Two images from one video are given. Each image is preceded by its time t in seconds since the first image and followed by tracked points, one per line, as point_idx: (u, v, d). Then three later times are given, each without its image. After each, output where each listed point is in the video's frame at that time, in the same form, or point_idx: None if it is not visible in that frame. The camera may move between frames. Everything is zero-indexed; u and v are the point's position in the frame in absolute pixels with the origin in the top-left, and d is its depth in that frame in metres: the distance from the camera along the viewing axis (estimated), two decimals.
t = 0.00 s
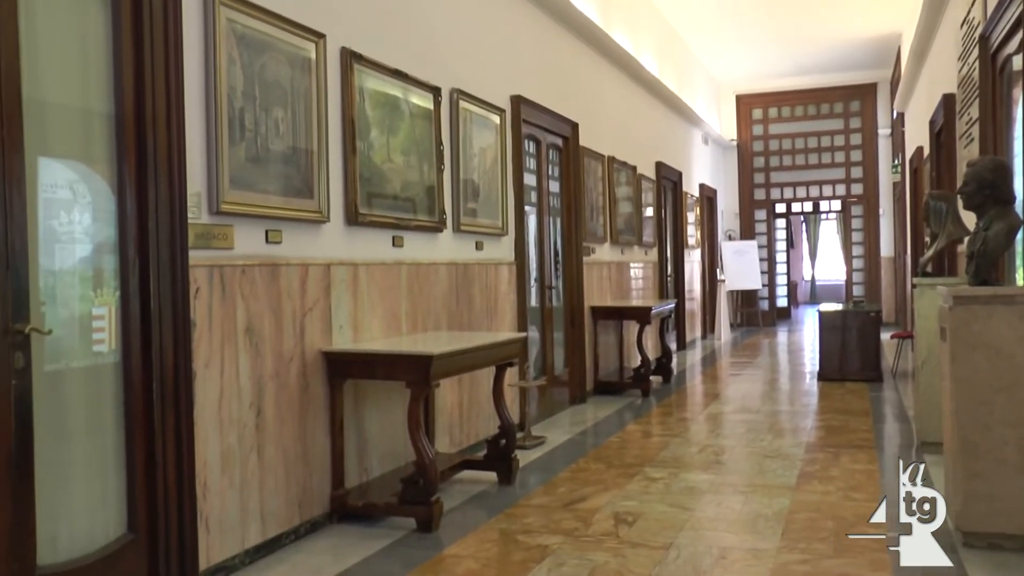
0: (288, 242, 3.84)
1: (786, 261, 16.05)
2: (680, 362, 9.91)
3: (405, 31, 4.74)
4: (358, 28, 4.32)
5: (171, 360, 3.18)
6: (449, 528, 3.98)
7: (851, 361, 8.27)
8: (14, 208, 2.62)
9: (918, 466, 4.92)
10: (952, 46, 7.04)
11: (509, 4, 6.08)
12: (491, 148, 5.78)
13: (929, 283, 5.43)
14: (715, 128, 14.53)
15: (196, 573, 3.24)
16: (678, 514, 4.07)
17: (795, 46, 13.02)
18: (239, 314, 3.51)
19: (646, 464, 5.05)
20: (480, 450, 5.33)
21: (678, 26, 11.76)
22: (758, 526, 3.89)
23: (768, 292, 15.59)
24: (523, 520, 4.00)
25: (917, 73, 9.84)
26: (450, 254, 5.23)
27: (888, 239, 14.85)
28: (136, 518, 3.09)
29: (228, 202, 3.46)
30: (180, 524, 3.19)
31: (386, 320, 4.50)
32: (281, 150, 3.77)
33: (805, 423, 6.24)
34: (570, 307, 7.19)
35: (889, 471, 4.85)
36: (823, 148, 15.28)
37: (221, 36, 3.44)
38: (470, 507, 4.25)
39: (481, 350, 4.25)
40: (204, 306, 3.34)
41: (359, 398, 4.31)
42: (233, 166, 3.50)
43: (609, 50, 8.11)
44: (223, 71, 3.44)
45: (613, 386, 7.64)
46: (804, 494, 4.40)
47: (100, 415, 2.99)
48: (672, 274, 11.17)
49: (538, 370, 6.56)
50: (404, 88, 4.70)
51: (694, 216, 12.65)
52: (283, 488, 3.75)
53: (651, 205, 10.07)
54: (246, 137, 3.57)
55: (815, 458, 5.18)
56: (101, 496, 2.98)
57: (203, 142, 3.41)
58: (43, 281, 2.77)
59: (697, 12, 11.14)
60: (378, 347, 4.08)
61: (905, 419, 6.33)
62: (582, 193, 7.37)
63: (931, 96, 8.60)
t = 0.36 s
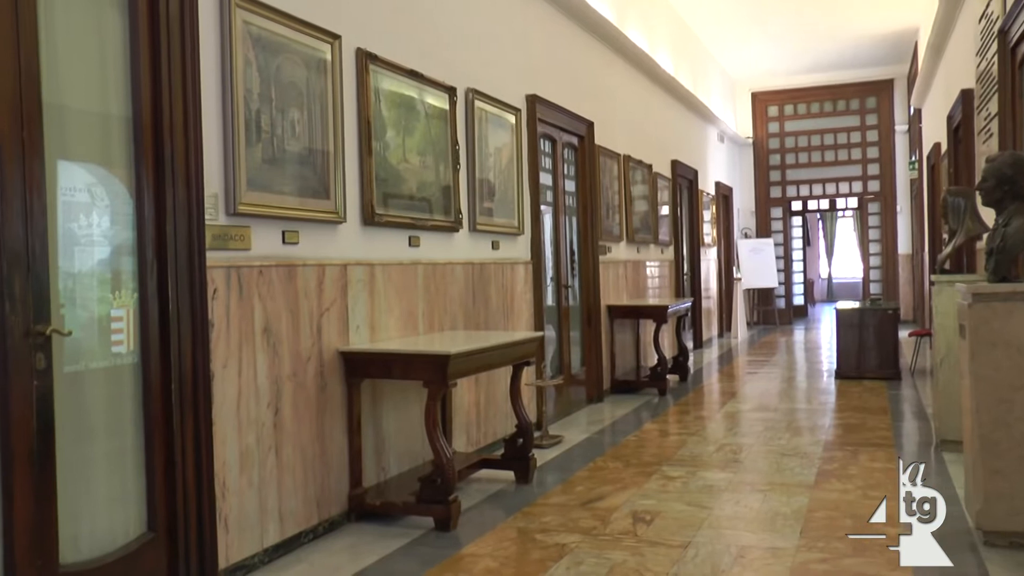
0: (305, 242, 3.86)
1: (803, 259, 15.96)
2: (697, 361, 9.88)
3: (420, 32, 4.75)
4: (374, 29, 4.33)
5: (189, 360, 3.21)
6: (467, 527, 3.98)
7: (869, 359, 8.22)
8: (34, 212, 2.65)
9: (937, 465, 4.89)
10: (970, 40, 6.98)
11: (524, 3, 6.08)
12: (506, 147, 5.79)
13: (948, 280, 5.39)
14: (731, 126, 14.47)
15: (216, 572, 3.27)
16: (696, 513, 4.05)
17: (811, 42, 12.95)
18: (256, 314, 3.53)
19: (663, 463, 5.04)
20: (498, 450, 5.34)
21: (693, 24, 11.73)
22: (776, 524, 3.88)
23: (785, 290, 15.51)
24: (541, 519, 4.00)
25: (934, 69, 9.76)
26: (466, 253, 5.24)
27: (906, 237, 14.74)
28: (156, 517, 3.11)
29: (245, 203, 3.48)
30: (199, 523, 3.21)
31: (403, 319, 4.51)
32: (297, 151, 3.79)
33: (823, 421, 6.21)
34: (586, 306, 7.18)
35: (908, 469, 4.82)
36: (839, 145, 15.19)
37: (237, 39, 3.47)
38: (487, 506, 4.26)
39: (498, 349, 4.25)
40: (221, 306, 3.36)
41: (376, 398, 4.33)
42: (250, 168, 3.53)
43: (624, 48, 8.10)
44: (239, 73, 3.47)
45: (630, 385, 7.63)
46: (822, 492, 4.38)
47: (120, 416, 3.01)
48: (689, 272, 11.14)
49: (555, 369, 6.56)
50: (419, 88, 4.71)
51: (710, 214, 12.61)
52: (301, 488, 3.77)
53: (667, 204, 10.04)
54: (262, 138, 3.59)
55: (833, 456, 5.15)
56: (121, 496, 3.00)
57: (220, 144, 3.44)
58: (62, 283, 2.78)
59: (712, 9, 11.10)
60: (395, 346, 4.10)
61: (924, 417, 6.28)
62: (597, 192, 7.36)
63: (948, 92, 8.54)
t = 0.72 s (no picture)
0: (320, 241, 3.87)
1: (817, 257, 15.89)
2: (711, 359, 9.86)
3: (435, 31, 4.76)
4: (388, 28, 4.34)
5: (205, 359, 3.23)
6: (482, 526, 3.99)
7: (884, 357, 8.17)
8: (52, 211, 2.67)
9: (953, 464, 4.86)
10: (987, 36, 6.92)
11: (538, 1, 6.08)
12: (520, 146, 5.79)
13: (965, 277, 5.35)
14: (745, 124, 14.42)
15: (232, 569, 3.29)
16: (711, 512, 4.04)
17: (825, 39, 12.88)
18: (271, 313, 3.55)
19: (678, 461, 5.03)
20: (512, 448, 5.34)
21: (707, 21, 11.69)
22: (792, 523, 3.86)
23: (799, 288, 15.45)
24: (555, 518, 4.00)
25: (950, 65, 9.69)
26: (480, 252, 5.24)
27: (921, 234, 14.65)
28: (173, 515, 3.13)
29: (260, 203, 3.50)
30: (214, 521, 3.23)
31: (417, 318, 4.52)
32: (312, 151, 3.80)
33: (838, 420, 6.18)
34: (601, 305, 7.18)
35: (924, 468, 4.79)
36: (853, 143, 15.11)
37: (253, 39, 3.49)
38: (502, 505, 4.26)
39: (513, 347, 4.26)
40: (237, 306, 3.38)
41: (391, 396, 4.34)
42: (265, 168, 3.54)
43: (637, 46, 8.08)
44: (254, 73, 3.48)
45: (645, 384, 7.61)
46: (838, 491, 4.36)
47: (137, 415, 3.03)
48: (703, 271, 11.11)
49: (569, 367, 6.55)
50: (433, 87, 4.71)
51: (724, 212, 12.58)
52: (316, 486, 3.78)
53: (681, 202, 10.02)
54: (277, 138, 3.61)
55: (849, 455, 5.12)
56: (138, 494, 3.02)
57: (235, 145, 3.45)
58: (79, 283, 2.80)
59: (726, 7, 11.06)
60: (409, 345, 4.10)
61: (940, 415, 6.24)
62: (611, 190, 7.36)
63: (965, 88, 8.47)
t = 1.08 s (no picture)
0: (331, 240, 3.89)
1: (828, 256, 15.84)
2: (721, 358, 9.83)
3: (446, 30, 4.77)
4: (400, 28, 4.35)
5: (216, 357, 3.24)
6: (493, 524, 3.99)
7: (895, 357, 8.14)
8: (66, 210, 2.69)
9: (965, 463, 4.84)
10: (1000, 34, 6.88)
11: None
12: (531, 145, 5.79)
13: (977, 277, 5.32)
14: (755, 122, 14.38)
15: (243, 565, 3.31)
16: (722, 511, 4.04)
17: (837, 37, 12.83)
18: (283, 312, 3.56)
19: (688, 460, 5.02)
20: (523, 447, 5.34)
21: (718, 19, 11.66)
22: (803, 523, 3.85)
23: (810, 287, 15.40)
24: (566, 516, 4.00)
25: (963, 63, 9.63)
26: (491, 251, 5.25)
27: (932, 233, 14.57)
28: (184, 512, 3.14)
29: (272, 202, 3.51)
30: (225, 518, 3.25)
31: (428, 316, 4.53)
32: (323, 150, 3.81)
33: (849, 419, 6.16)
34: (611, 303, 7.17)
35: (936, 468, 4.77)
36: (865, 141, 15.05)
37: (264, 39, 3.50)
38: (513, 503, 4.27)
39: (524, 346, 4.26)
40: (248, 303, 3.40)
41: (401, 394, 4.35)
42: (277, 166, 3.56)
43: (648, 44, 8.07)
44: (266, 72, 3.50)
45: (655, 383, 7.61)
46: (849, 491, 4.35)
47: (150, 413, 3.04)
48: (713, 269, 11.09)
49: (580, 366, 6.55)
50: (444, 87, 4.72)
51: (735, 211, 12.55)
52: (327, 484, 3.80)
53: (692, 200, 10.00)
54: (288, 137, 3.62)
55: (860, 455, 5.11)
56: (150, 491, 3.04)
57: (247, 144, 3.47)
58: (92, 281, 2.82)
59: (737, 5, 11.03)
60: (420, 343, 4.11)
61: (951, 415, 6.21)
62: (622, 189, 7.35)
63: (977, 86, 8.42)
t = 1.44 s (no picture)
0: (343, 238, 3.90)
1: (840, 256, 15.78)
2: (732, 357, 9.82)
3: (459, 29, 4.77)
4: (412, 26, 4.36)
5: (229, 354, 3.26)
6: (504, 522, 4.00)
7: (908, 357, 8.10)
8: (81, 208, 2.70)
9: (978, 464, 4.82)
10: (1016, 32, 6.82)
11: None
12: (543, 143, 5.79)
13: (991, 276, 5.29)
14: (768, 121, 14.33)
15: (256, 563, 3.32)
16: (734, 511, 4.03)
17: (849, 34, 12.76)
18: (296, 309, 3.58)
19: (699, 460, 5.01)
20: (534, 445, 5.35)
21: (730, 17, 11.62)
22: (815, 523, 3.84)
23: (822, 286, 15.35)
24: (577, 515, 4.00)
25: (978, 62, 9.57)
26: (503, 249, 5.25)
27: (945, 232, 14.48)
28: (197, 509, 3.16)
29: (285, 200, 3.53)
30: (238, 515, 3.27)
31: (440, 314, 4.54)
32: (336, 148, 3.82)
33: (861, 419, 6.13)
34: (623, 302, 7.17)
35: (949, 469, 4.74)
36: (877, 140, 14.97)
37: (277, 38, 3.51)
38: (525, 501, 4.27)
39: (536, 344, 4.26)
40: (261, 301, 3.41)
41: (413, 392, 4.36)
42: (290, 165, 3.57)
43: (660, 43, 8.05)
44: (279, 71, 3.51)
45: (667, 382, 7.60)
46: (861, 491, 4.33)
47: (163, 410, 3.06)
48: (725, 268, 11.06)
49: (592, 365, 6.55)
50: (456, 85, 4.72)
51: (747, 210, 12.52)
52: (339, 482, 3.81)
53: (704, 199, 9.98)
54: (301, 135, 3.63)
55: (872, 455, 5.09)
56: (164, 488, 3.06)
57: (260, 142, 3.48)
58: (105, 278, 2.83)
59: (749, 3, 10.99)
60: (432, 341, 4.12)
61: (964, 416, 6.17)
62: (634, 187, 7.34)
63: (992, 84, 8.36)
